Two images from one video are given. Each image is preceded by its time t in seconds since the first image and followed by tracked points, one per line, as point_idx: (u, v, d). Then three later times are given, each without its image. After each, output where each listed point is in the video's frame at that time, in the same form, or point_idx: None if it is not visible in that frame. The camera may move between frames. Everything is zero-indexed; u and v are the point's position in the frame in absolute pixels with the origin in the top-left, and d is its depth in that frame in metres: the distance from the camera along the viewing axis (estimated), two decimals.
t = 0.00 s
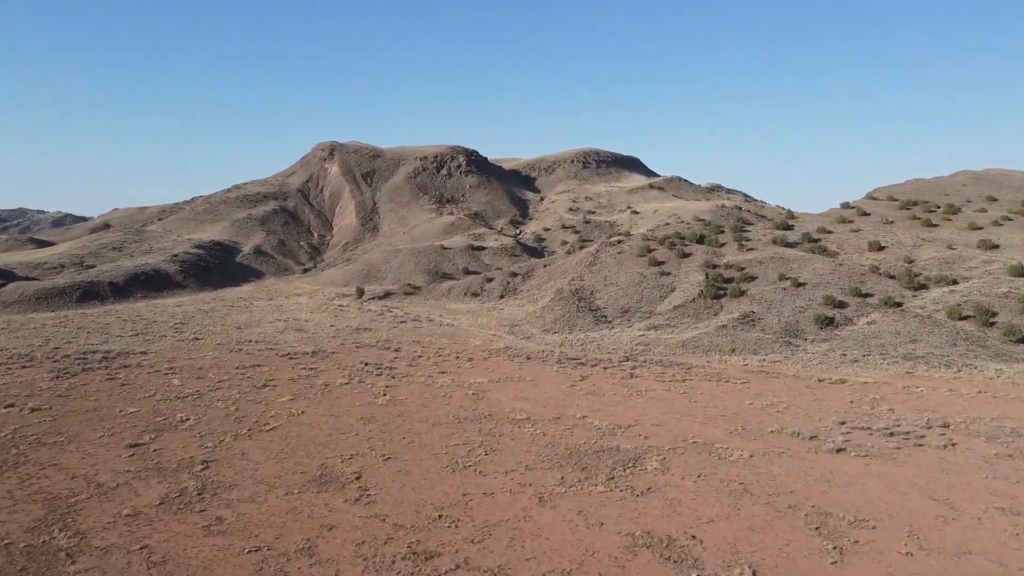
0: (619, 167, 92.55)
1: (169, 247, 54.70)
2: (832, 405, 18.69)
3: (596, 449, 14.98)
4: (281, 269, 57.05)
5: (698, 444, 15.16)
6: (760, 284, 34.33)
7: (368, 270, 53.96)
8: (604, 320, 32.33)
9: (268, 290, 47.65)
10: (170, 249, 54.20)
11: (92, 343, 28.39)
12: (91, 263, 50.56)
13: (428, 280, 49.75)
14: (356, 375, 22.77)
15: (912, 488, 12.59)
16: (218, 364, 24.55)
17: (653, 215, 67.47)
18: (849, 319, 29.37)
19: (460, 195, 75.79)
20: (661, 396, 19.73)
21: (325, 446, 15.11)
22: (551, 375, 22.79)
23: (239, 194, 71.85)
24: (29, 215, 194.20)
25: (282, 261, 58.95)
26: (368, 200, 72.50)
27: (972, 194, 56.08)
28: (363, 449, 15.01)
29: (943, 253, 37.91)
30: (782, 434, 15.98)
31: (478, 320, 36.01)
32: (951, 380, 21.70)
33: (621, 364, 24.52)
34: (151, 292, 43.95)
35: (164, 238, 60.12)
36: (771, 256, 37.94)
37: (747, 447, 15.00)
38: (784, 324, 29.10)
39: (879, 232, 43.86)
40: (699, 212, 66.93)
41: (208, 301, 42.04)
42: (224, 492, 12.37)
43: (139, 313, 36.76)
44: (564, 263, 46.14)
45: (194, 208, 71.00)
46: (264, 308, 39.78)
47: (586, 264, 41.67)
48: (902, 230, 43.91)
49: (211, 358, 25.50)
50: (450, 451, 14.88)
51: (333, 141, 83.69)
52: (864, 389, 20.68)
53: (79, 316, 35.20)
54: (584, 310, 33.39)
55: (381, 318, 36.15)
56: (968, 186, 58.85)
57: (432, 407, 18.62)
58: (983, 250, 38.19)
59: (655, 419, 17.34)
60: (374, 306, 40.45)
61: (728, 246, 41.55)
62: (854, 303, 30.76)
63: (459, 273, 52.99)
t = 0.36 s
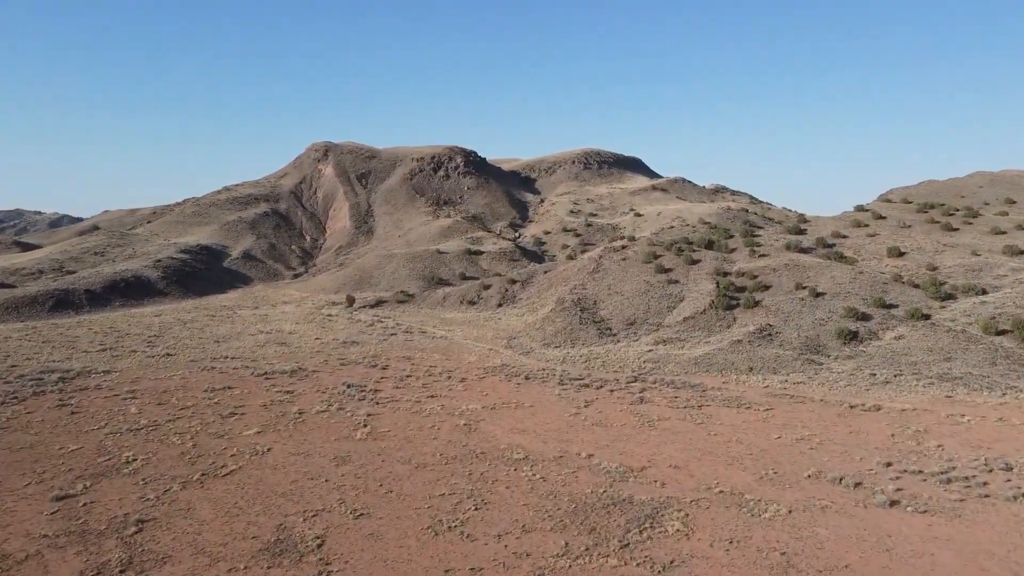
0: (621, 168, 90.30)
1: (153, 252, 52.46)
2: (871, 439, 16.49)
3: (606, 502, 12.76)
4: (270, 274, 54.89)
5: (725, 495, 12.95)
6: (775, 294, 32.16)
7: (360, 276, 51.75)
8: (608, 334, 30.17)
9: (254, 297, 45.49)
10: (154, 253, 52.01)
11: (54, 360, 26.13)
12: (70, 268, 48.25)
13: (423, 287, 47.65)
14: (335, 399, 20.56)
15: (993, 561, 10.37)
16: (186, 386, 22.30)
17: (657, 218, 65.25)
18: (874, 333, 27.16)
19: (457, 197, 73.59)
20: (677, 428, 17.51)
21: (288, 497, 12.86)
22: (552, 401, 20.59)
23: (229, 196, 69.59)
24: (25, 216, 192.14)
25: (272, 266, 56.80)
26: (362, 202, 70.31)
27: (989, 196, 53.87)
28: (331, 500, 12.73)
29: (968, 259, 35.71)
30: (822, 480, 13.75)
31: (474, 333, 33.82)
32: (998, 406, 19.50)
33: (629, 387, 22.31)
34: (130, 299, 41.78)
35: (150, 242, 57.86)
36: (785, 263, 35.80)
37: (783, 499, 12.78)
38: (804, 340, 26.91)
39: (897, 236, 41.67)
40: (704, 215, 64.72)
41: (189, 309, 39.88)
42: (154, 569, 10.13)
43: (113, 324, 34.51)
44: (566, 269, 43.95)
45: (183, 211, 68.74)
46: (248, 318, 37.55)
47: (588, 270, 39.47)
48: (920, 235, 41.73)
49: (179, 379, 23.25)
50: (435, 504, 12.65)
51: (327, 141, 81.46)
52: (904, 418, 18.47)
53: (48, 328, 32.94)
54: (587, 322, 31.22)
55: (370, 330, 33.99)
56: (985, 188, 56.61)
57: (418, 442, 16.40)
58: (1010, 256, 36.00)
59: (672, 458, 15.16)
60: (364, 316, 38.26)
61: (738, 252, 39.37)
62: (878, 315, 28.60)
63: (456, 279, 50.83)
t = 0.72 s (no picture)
0: (623, 168, 88.15)
1: (137, 257, 50.35)
2: (919, 483, 14.34)
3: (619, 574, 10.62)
4: (259, 279, 52.81)
5: (761, 565, 10.79)
6: (791, 305, 30.05)
7: (353, 281, 49.63)
8: (613, 348, 28.07)
9: (240, 305, 43.37)
10: (138, 258, 49.88)
11: (11, 379, 24.03)
12: (49, 274, 46.14)
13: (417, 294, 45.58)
14: (310, 429, 18.44)
15: None
16: (148, 411, 20.16)
17: (661, 221, 63.11)
18: (903, 349, 25.02)
19: (455, 199, 71.47)
20: (695, 468, 15.35)
21: (238, 567, 10.70)
22: (553, 431, 18.46)
23: (219, 198, 67.49)
24: (23, 216, 190.65)
25: (261, 271, 54.70)
26: (357, 205, 68.21)
27: (1009, 198, 51.64)
28: (288, 572, 10.59)
29: (996, 266, 33.56)
30: (872, 543, 11.58)
31: (470, 346, 31.71)
32: None
33: (638, 412, 20.17)
34: (108, 308, 39.65)
35: (135, 245, 55.77)
36: (800, 271, 33.67)
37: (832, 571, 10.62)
38: (826, 356, 24.78)
39: (916, 242, 39.52)
40: (710, 218, 62.56)
41: (169, 319, 37.76)
42: None
43: (86, 336, 32.42)
44: (567, 276, 41.84)
45: (172, 213, 66.64)
46: (230, 329, 35.42)
47: (590, 278, 37.36)
48: (941, 240, 39.55)
49: (143, 403, 21.09)
50: None
51: (322, 142, 79.36)
52: (953, 454, 16.27)
53: (14, 340, 30.83)
54: (591, 335, 29.14)
55: (359, 343, 31.90)
56: (1003, 190, 54.38)
57: (399, 486, 14.25)
58: None
59: (693, 509, 13.02)
60: (354, 326, 36.17)
61: (749, 258, 37.24)
62: (905, 328, 26.49)
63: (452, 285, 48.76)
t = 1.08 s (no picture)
0: (625, 169, 86.14)
1: (120, 262, 48.38)
2: (978, 537, 12.34)
3: None
4: (248, 285, 50.84)
5: None
6: (808, 317, 28.08)
7: (345, 287, 47.68)
8: (619, 364, 26.09)
9: (226, 313, 41.39)
10: (121, 263, 47.89)
11: None
12: (27, 280, 44.16)
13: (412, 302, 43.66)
14: (282, 462, 16.44)
15: None
16: (106, 439, 18.19)
17: (664, 225, 61.18)
18: (933, 367, 23.04)
19: (452, 201, 69.51)
20: (717, 516, 13.37)
21: None
22: (554, 465, 16.50)
23: (210, 199, 65.47)
24: (19, 216, 188.84)
25: (251, 275, 52.70)
26: (352, 207, 66.25)
27: None
28: None
29: None
30: None
31: (465, 360, 29.75)
32: None
33: (648, 442, 18.21)
34: (85, 316, 37.66)
35: (121, 249, 53.80)
36: (816, 279, 31.69)
37: None
38: (850, 374, 22.81)
39: (936, 247, 37.53)
40: (716, 221, 60.58)
41: (149, 328, 35.76)
42: None
43: (56, 348, 30.43)
44: (568, 282, 39.88)
45: (161, 215, 64.64)
46: (213, 339, 33.44)
47: (593, 287, 35.36)
48: (962, 245, 37.55)
49: (102, 429, 19.11)
50: None
51: (316, 142, 77.36)
52: (1008, 496, 14.26)
53: None
54: (595, 348, 27.18)
55: (347, 356, 29.91)
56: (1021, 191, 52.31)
57: (375, 542, 12.26)
58: None
59: None
60: (343, 337, 34.20)
61: (761, 265, 35.24)
62: (933, 342, 24.47)
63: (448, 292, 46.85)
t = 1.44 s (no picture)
0: (627, 171, 83.89)
1: (100, 268, 46.20)
2: None
3: None
4: (235, 292, 48.67)
5: None
6: (830, 333, 25.92)
7: (336, 295, 45.55)
8: (625, 385, 23.94)
9: (208, 323, 39.22)
10: (101, 269, 45.71)
11: None
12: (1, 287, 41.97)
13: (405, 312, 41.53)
14: (241, 513, 14.25)
15: None
16: (46, 481, 16.00)
17: (669, 229, 59.04)
18: (973, 391, 20.84)
19: (449, 204, 67.36)
20: None
21: None
22: (555, 515, 14.32)
23: (198, 202, 63.26)
24: (15, 217, 186.83)
25: (238, 282, 50.56)
26: (345, 210, 64.11)
27: None
28: None
29: None
30: None
31: (459, 378, 27.59)
32: None
33: (662, 483, 16.04)
34: (57, 327, 35.49)
35: (103, 254, 51.64)
36: (836, 289, 29.53)
37: None
38: (883, 400, 20.63)
39: (960, 254, 35.34)
40: (722, 225, 58.42)
41: (123, 341, 33.61)
42: None
43: (19, 365, 28.24)
44: (570, 291, 37.71)
45: (147, 217, 62.42)
46: (190, 354, 31.26)
47: (596, 297, 33.22)
48: (988, 252, 35.35)
49: (44, 467, 16.91)
50: None
51: (310, 142, 75.16)
52: None
53: None
54: (599, 367, 25.03)
55: (331, 373, 27.78)
56: None
57: None
58: None
59: None
60: (330, 351, 32.05)
61: (775, 274, 33.08)
62: (971, 361, 22.29)
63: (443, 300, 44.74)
